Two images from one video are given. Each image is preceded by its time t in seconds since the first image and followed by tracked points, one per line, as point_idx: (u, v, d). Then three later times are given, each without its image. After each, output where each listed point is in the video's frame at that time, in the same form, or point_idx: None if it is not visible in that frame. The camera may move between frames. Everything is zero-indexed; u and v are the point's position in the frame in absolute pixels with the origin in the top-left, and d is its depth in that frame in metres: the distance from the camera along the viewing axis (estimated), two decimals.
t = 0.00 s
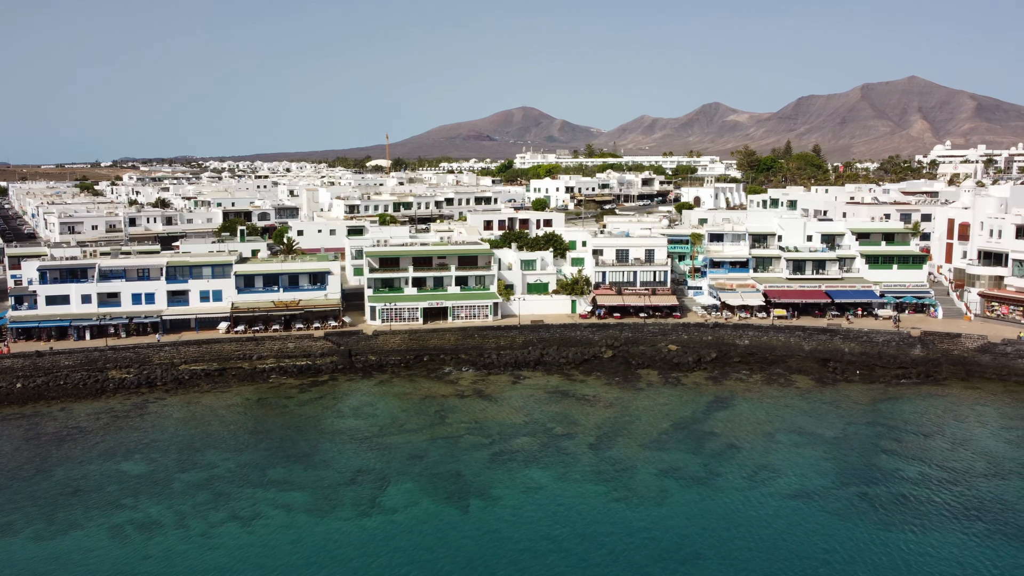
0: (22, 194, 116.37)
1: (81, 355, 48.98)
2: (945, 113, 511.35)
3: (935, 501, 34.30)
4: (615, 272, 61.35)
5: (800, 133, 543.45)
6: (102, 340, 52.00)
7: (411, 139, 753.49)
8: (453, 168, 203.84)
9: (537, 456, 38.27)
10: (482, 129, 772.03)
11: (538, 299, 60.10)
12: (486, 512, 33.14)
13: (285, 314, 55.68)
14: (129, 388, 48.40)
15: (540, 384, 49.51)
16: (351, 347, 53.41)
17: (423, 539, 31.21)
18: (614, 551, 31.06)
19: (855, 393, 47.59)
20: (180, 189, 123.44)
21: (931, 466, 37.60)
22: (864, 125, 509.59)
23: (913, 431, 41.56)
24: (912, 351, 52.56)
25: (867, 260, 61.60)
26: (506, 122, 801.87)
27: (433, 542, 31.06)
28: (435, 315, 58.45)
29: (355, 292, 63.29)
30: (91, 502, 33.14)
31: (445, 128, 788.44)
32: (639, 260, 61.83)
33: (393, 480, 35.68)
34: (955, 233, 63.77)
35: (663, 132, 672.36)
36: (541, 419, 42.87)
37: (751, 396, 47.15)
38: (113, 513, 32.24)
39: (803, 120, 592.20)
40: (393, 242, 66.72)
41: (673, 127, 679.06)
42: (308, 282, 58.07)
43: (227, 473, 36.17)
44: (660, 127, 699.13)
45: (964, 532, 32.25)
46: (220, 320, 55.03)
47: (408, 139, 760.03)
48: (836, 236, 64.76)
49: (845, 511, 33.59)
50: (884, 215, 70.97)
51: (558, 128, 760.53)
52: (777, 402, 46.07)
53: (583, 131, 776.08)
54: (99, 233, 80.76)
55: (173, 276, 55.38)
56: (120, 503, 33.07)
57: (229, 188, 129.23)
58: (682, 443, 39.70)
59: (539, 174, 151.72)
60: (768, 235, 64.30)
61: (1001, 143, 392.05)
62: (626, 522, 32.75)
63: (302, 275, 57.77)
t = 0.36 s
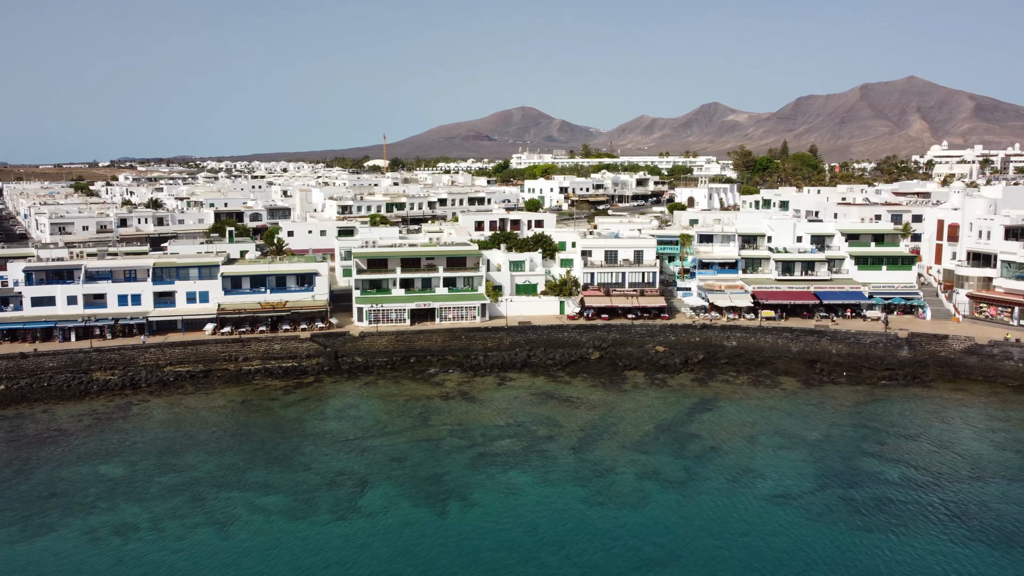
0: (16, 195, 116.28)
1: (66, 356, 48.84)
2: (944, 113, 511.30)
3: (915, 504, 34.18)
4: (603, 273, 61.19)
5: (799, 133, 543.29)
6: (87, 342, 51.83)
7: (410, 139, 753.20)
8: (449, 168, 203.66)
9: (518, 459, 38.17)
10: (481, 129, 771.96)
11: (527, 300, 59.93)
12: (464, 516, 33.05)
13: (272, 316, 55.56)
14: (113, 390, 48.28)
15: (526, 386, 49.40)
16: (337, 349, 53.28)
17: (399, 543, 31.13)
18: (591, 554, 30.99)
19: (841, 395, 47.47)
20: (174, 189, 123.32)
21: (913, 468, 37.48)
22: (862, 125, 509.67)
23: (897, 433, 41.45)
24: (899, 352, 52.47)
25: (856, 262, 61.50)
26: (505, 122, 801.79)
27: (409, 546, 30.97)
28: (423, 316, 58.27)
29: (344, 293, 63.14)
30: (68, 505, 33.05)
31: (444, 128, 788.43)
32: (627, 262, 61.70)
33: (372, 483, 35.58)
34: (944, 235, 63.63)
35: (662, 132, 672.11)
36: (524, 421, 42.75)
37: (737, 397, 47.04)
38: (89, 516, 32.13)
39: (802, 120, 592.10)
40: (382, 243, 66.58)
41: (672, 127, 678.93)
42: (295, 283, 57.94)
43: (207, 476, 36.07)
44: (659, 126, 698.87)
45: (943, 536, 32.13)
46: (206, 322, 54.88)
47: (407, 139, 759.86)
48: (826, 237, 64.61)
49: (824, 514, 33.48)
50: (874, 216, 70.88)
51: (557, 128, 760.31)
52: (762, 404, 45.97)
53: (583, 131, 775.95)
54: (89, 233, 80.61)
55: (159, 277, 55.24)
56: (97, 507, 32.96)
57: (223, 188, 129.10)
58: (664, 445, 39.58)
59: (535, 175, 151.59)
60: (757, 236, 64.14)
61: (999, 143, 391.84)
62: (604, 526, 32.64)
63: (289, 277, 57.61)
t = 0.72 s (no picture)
0: (10, 195, 116.40)
1: (50, 358, 48.75)
2: (943, 113, 511.27)
3: (895, 507, 34.06)
4: (592, 274, 60.97)
5: (798, 133, 543.25)
6: (73, 343, 51.74)
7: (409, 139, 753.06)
8: (447, 169, 203.61)
9: (499, 461, 38.03)
10: (480, 129, 771.92)
11: (515, 301, 59.78)
12: (441, 519, 32.94)
13: (259, 317, 55.44)
14: (97, 392, 48.21)
15: (512, 388, 49.29)
16: (324, 350, 53.16)
17: (375, 546, 31.04)
18: (568, 557, 30.87)
19: (826, 397, 47.35)
20: (169, 190, 123.34)
21: (895, 471, 37.36)
22: (861, 125, 509.49)
23: (880, 436, 41.32)
24: (887, 354, 52.37)
25: (845, 263, 61.38)
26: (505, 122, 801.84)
27: (385, 549, 30.87)
28: (411, 317, 58.09)
29: (333, 294, 63.00)
30: (44, 508, 32.97)
31: (444, 128, 788.54)
32: (616, 263, 61.58)
33: (351, 485, 35.46)
34: (934, 235, 63.40)
35: (662, 132, 671.99)
36: (507, 423, 42.63)
37: (722, 399, 46.92)
38: (65, 520, 32.06)
39: (802, 120, 592.07)
40: (371, 244, 66.47)
41: (671, 127, 678.84)
42: (283, 284, 57.79)
43: (186, 479, 35.98)
44: (659, 126, 698.74)
45: (922, 539, 32.01)
46: (192, 323, 54.77)
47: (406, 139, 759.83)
48: (816, 238, 64.46)
49: (803, 518, 33.35)
50: (865, 217, 70.77)
51: (556, 128, 760.22)
52: (747, 405, 45.85)
53: (582, 131, 775.93)
54: (80, 234, 80.52)
55: (146, 278, 55.15)
56: (73, 510, 32.89)
57: (218, 189, 129.07)
58: (647, 447, 39.45)
59: (531, 175, 151.48)
60: (747, 237, 63.99)
61: (998, 143, 391.75)
62: (581, 529, 32.53)
63: (276, 278, 57.48)
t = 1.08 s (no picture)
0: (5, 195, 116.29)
1: (35, 360, 48.65)
2: (942, 113, 511.17)
3: (878, 511, 33.88)
4: (582, 275, 60.34)
5: (797, 133, 543.11)
6: (59, 345, 51.65)
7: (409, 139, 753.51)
8: (444, 169, 203.72)
9: (482, 463, 37.88)
10: (480, 129, 771.84)
11: (504, 302, 59.58)
12: (421, 522, 32.81)
13: (246, 319, 55.35)
14: (82, 394, 48.14)
15: (498, 389, 49.14)
16: (311, 352, 52.97)
17: (354, 550, 30.87)
18: (547, 562, 30.68)
19: (814, 399, 47.16)
20: (163, 191, 123.35)
21: (880, 474, 37.18)
22: (861, 125, 509.25)
23: (866, 438, 41.16)
24: (875, 355, 52.23)
25: (836, 264, 61.20)
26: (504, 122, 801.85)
27: (363, 553, 30.74)
28: (399, 319, 57.95)
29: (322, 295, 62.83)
30: (23, 511, 32.88)
31: (443, 128, 788.55)
32: (606, 264, 61.39)
33: (332, 488, 35.28)
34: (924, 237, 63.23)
35: (661, 132, 672.02)
36: (492, 426, 42.48)
37: (709, 401, 46.78)
38: (43, 523, 31.95)
39: (801, 120, 591.98)
40: (361, 245, 66.33)
41: (671, 127, 678.70)
42: (271, 285, 57.68)
43: (166, 482, 35.86)
44: (658, 126, 698.64)
45: (904, 543, 31.85)
46: (179, 324, 54.69)
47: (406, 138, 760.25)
48: (807, 239, 64.25)
49: (785, 521, 33.20)
50: (857, 218, 70.57)
51: (556, 128, 760.05)
52: (733, 407, 45.70)
53: (582, 131, 775.65)
54: (72, 235, 80.45)
55: (134, 279, 55.11)
56: (51, 513, 32.78)
57: (213, 189, 129.11)
58: (631, 450, 39.27)
59: (527, 176, 151.38)
60: (738, 238, 63.79)
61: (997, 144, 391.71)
62: (561, 533, 32.39)
63: (265, 279, 57.38)
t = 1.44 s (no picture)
0: None
1: (21, 362, 48.57)
2: (942, 113, 510.66)
3: (862, 514, 33.69)
4: (572, 277, 60.27)
5: (797, 133, 542.49)
6: (45, 346, 51.66)
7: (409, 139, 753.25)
8: (442, 169, 203.60)
9: (465, 466, 37.68)
10: (480, 130, 771.77)
11: (494, 303, 59.32)
12: (401, 527, 32.63)
13: (234, 320, 55.35)
14: (68, 396, 48.08)
15: (485, 392, 48.89)
16: (299, 353, 52.76)
17: (332, 554, 30.72)
18: (527, 566, 30.52)
19: (802, 401, 46.95)
20: (158, 191, 123.38)
21: (865, 477, 36.97)
22: (861, 125, 508.59)
23: (853, 441, 40.94)
24: (865, 357, 52.05)
25: (827, 265, 60.99)
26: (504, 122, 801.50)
27: (341, 558, 30.57)
28: (389, 320, 57.76)
29: (312, 296, 62.63)
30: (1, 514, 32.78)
31: (443, 129, 788.37)
32: (596, 265, 61.17)
33: (313, 491, 35.11)
34: (916, 238, 62.94)
35: (661, 132, 671.93)
36: (476, 428, 42.27)
37: (696, 403, 46.57)
38: (20, 526, 31.86)
39: (801, 120, 591.47)
40: (351, 246, 66.12)
41: (671, 127, 678.19)
42: (260, 287, 57.58)
43: (147, 484, 35.74)
44: (658, 126, 698.15)
45: (886, 547, 31.64)
46: (167, 326, 54.77)
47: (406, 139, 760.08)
48: (798, 240, 64.03)
49: (767, 525, 33.00)
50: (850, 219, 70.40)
51: (556, 128, 759.68)
52: (720, 409, 45.47)
53: (582, 131, 775.53)
54: (64, 236, 80.39)
55: (121, 281, 55.14)
56: (30, 516, 32.68)
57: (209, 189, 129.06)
58: (615, 453, 39.07)
59: (524, 176, 151.14)
60: (729, 239, 63.58)
61: (997, 144, 391.64)
62: (541, 537, 32.16)
63: (254, 281, 57.29)
